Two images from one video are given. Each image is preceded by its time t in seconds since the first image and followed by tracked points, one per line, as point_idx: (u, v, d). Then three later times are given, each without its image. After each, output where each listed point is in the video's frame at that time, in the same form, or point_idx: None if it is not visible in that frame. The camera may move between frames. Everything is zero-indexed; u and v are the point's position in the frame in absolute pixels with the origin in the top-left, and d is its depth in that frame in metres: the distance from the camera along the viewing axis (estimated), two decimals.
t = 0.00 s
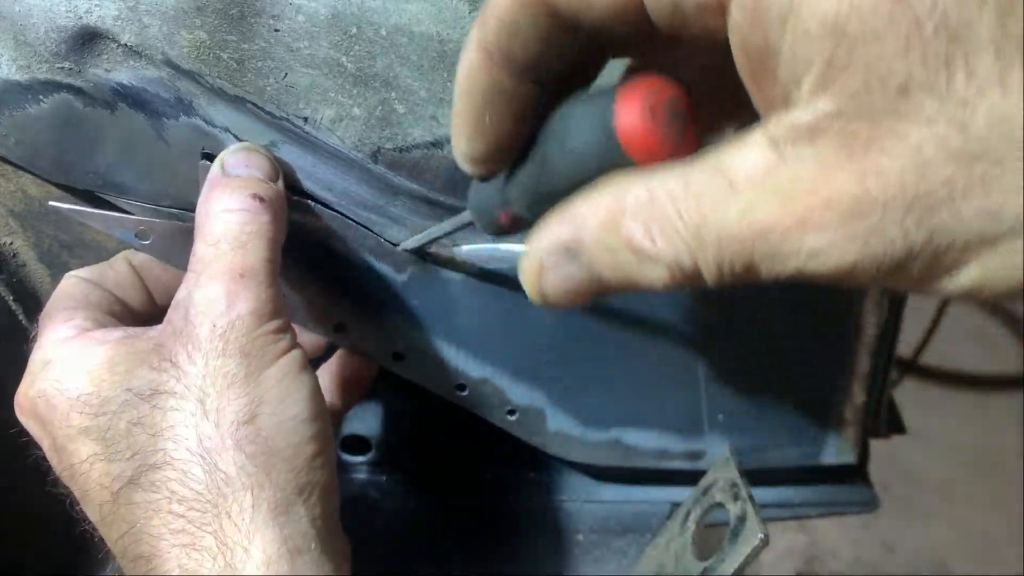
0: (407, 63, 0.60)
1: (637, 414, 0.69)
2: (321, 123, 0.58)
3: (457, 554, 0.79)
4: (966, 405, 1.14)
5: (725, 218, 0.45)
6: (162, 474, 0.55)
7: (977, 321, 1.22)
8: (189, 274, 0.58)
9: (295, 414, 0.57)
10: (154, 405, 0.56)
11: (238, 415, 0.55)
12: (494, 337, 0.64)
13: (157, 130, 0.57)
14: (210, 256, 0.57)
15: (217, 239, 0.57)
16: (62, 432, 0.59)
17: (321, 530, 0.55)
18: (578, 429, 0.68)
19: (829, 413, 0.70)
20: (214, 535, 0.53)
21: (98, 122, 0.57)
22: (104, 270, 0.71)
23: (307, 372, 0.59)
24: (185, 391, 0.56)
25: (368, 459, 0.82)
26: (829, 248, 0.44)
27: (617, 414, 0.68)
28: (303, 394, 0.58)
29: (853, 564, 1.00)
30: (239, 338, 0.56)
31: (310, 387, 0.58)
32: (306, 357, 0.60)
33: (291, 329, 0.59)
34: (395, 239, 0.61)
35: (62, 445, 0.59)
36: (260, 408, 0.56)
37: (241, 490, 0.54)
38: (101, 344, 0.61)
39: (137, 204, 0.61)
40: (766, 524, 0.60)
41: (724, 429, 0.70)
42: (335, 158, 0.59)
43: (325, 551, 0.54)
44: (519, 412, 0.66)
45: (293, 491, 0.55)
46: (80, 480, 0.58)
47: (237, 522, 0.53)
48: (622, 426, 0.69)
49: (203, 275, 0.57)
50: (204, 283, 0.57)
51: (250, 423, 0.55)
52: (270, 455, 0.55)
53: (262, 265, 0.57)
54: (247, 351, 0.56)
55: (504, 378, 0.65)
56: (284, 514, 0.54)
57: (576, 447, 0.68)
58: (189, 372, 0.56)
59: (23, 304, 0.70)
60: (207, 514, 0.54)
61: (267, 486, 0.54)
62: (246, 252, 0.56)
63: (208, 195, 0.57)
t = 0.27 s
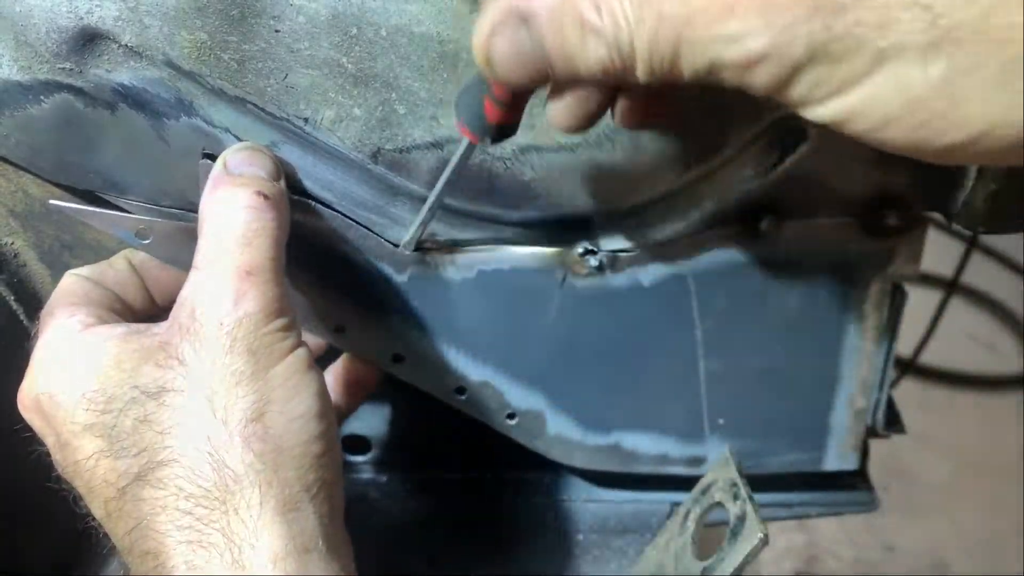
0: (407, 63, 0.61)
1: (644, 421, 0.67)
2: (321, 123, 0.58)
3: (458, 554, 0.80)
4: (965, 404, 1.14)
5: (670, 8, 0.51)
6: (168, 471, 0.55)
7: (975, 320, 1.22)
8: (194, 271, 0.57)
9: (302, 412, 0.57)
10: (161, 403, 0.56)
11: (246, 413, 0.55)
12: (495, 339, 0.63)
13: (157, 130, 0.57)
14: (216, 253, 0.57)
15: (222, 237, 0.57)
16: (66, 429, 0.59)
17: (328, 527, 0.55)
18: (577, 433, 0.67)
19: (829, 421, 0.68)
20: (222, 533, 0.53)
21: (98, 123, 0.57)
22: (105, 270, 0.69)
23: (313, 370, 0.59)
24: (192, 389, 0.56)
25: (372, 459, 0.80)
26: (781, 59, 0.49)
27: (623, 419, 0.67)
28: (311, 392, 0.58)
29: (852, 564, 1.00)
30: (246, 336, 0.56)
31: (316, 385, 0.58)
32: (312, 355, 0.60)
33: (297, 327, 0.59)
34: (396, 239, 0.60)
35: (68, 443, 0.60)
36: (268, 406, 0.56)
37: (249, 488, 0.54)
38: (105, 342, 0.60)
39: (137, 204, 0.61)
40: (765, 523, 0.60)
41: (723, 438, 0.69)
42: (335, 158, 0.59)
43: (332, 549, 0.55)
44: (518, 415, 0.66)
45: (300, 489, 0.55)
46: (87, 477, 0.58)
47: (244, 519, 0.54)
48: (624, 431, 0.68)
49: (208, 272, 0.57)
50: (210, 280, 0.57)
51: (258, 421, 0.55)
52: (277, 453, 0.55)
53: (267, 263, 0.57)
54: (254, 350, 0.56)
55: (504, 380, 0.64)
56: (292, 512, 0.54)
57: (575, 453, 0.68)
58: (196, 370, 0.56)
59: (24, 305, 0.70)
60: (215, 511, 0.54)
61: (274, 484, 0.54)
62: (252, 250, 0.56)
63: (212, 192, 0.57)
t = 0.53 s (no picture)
0: (407, 64, 0.61)
1: (648, 425, 0.66)
2: (322, 124, 0.59)
3: (458, 553, 0.80)
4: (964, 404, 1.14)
5: None
6: (165, 470, 0.55)
7: (974, 320, 1.22)
8: (193, 269, 0.57)
9: (299, 413, 0.57)
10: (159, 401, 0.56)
11: (245, 411, 0.55)
12: (496, 341, 0.62)
13: (158, 131, 0.57)
14: (215, 250, 0.56)
15: (221, 234, 0.56)
16: (66, 429, 0.60)
17: (326, 527, 0.56)
18: (578, 439, 0.66)
19: (830, 425, 0.67)
20: (218, 532, 0.53)
21: (99, 123, 0.57)
22: (106, 269, 0.69)
23: (312, 370, 0.59)
24: (187, 388, 0.56)
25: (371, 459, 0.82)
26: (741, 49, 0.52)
27: (624, 422, 0.66)
28: (309, 392, 0.58)
29: (851, 563, 1.00)
30: (242, 335, 0.56)
31: (315, 385, 0.58)
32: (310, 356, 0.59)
33: (296, 327, 0.59)
34: (396, 240, 0.59)
35: (67, 443, 0.60)
36: (265, 406, 0.56)
37: (248, 487, 0.54)
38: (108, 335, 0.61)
39: (138, 204, 0.60)
40: (764, 523, 0.60)
41: (724, 443, 0.68)
42: (335, 159, 0.60)
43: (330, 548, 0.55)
44: (519, 421, 0.64)
45: (297, 489, 0.55)
46: (85, 477, 0.59)
47: (242, 518, 0.54)
48: (624, 436, 0.66)
49: (210, 270, 0.56)
50: (208, 277, 0.56)
51: (256, 420, 0.55)
52: (274, 453, 0.55)
53: (265, 260, 0.56)
54: (250, 350, 0.56)
55: (504, 385, 0.63)
56: (292, 510, 0.54)
57: (575, 460, 0.66)
58: (191, 369, 0.56)
59: (24, 305, 0.70)
60: (213, 510, 0.54)
61: (270, 485, 0.54)
62: (251, 248, 0.55)
63: (212, 188, 0.56)
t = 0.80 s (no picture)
0: (407, 64, 0.62)
1: (649, 421, 0.67)
2: (322, 124, 0.59)
3: (458, 553, 0.80)
4: (963, 405, 1.14)
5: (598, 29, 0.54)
6: (160, 479, 0.55)
7: (974, 320, 1.22)
8: (194, 277, 0.58)
9: (290, 417, 0.56)
10: (151, 410, 0.57)
11: (232, 419, 0.55)
12: (495, 337, 0.62)
13: (158, 131, 0.57)
14: (212, 259, 0.56)
15: (218, 241, 0.56)
16: (69, 438, 0.60)
17: (319, 532, 0.57)
18: (578, 430, 0.66)
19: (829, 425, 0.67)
20: (212, 541, 0.54)
21: (99, 124, 0.57)
22: (114, 273, 0.70)
23: (304, 374, 0.58)
24: (179, 397, 0.56)
25: (370, 459, 0.82)
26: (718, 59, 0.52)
27: (624, 417, 0.66)
28: (297, 397, 0.57)
29: (851, 562, 1.00)
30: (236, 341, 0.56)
31: (305, 390, 0.57)
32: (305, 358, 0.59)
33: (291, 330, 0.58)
34: (396, 238, 0.60)
35: (71, 451, 0.60)
36: (255, 413, 0.55)
37: (238, 494, 0.54)
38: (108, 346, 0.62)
39: (138, 204, 0.60)
40: (764, 523, 0.60)
41: (723, 437, 0.68)
42: (335, 158, 0.59)
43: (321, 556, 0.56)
44: (518, 413, 0.65)
45: (288, 494, 0.55)
46: (88, 483, 0.59)
47: (233, 526, 0.54)
48: (624, 427, 0.67)
49: (206, 281, 0.57)
50: (208, 286, 0.57)
51: (243, 427, 0.55)
52: (263, 459, 0.54)
53: (260, 266, 0.56)
54: (242, 356, 0.55)
55: (504, 379, 0.64)
56: (280, 518, 0.55)
57: (576, 453, 0.67)
58: (185, 375, 0.56)
59: (26, 306, 0.71)
60: (206, 518, 0.54)
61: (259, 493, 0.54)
62: (245, 254, 0.55)
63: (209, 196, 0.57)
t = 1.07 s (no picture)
0: (407, 63, 0.59)
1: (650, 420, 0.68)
2: (322, 123, 0.59)
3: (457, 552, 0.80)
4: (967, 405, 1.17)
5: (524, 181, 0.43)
6: (165, 472, 0.55)
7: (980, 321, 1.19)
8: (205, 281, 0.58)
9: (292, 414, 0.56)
10: (160, 402, 0.57)
11: (242, 413, 0.55)
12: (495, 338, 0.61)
13: (158, 130, 0.58)
14: (221, 264, 0.57)
15: (226, 244, 0.56)
16: (72, 429, 0.59)
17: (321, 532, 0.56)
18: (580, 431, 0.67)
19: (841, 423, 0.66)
20: (217, 539, 0.54)
21: (99, 124, 0.58)
22: (113, 268, 0.66)
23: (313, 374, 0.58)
24: (189, 394, 0.56)
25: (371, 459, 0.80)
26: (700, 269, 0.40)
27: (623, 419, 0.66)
28: (303, 394, 0.57)
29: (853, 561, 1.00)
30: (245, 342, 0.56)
31: (313, 389, 0.57)
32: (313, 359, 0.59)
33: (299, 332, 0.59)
34: (394, 237, 0.58)
35: (74, 442, 0.60)
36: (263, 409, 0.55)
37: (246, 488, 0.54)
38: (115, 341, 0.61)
39: (138, 203, 0.60)
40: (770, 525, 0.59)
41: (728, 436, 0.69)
42: (335, 157, 0.59)
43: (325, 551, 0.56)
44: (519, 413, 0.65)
45: (297, 484, 0.55)
46: (91, 475, 0.59)
47: (240, 519, 0.54)
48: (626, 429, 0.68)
49: (215, 284, 0.57)
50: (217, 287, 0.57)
51: (252, 421, 0.55)
52: (271, 451, 0.55)
53: (269, 268, 0.56)
54: (251, 356, 0.56)
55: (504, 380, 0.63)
56: (283, 514, 0.54)
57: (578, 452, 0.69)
58: (194, 373, 0.56)
59: (24, 306, 0.71)
60: (210, 512, 0.54)
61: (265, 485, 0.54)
62: (252, 257, 0.56)
63: (217, 201, 0.57)
